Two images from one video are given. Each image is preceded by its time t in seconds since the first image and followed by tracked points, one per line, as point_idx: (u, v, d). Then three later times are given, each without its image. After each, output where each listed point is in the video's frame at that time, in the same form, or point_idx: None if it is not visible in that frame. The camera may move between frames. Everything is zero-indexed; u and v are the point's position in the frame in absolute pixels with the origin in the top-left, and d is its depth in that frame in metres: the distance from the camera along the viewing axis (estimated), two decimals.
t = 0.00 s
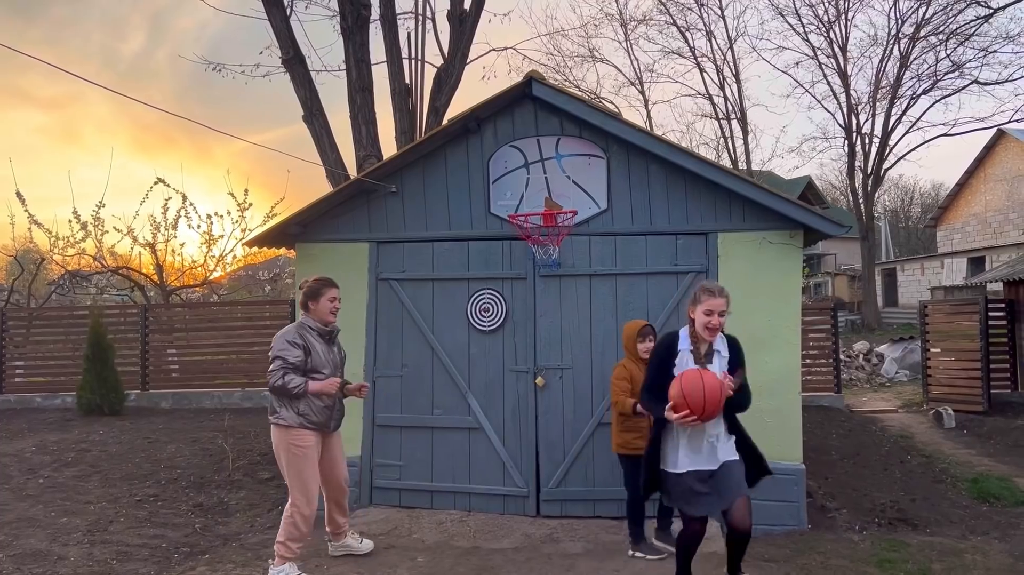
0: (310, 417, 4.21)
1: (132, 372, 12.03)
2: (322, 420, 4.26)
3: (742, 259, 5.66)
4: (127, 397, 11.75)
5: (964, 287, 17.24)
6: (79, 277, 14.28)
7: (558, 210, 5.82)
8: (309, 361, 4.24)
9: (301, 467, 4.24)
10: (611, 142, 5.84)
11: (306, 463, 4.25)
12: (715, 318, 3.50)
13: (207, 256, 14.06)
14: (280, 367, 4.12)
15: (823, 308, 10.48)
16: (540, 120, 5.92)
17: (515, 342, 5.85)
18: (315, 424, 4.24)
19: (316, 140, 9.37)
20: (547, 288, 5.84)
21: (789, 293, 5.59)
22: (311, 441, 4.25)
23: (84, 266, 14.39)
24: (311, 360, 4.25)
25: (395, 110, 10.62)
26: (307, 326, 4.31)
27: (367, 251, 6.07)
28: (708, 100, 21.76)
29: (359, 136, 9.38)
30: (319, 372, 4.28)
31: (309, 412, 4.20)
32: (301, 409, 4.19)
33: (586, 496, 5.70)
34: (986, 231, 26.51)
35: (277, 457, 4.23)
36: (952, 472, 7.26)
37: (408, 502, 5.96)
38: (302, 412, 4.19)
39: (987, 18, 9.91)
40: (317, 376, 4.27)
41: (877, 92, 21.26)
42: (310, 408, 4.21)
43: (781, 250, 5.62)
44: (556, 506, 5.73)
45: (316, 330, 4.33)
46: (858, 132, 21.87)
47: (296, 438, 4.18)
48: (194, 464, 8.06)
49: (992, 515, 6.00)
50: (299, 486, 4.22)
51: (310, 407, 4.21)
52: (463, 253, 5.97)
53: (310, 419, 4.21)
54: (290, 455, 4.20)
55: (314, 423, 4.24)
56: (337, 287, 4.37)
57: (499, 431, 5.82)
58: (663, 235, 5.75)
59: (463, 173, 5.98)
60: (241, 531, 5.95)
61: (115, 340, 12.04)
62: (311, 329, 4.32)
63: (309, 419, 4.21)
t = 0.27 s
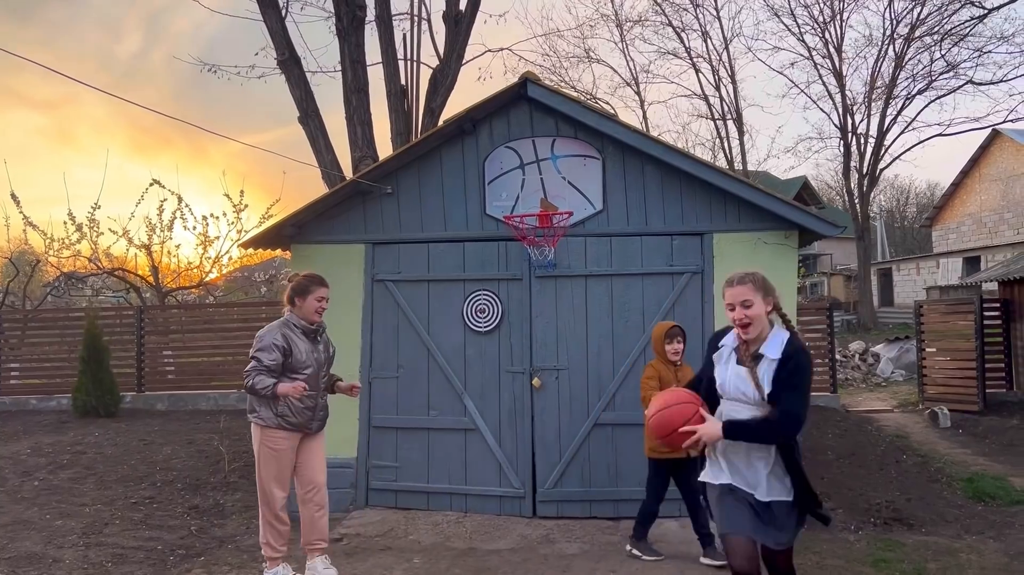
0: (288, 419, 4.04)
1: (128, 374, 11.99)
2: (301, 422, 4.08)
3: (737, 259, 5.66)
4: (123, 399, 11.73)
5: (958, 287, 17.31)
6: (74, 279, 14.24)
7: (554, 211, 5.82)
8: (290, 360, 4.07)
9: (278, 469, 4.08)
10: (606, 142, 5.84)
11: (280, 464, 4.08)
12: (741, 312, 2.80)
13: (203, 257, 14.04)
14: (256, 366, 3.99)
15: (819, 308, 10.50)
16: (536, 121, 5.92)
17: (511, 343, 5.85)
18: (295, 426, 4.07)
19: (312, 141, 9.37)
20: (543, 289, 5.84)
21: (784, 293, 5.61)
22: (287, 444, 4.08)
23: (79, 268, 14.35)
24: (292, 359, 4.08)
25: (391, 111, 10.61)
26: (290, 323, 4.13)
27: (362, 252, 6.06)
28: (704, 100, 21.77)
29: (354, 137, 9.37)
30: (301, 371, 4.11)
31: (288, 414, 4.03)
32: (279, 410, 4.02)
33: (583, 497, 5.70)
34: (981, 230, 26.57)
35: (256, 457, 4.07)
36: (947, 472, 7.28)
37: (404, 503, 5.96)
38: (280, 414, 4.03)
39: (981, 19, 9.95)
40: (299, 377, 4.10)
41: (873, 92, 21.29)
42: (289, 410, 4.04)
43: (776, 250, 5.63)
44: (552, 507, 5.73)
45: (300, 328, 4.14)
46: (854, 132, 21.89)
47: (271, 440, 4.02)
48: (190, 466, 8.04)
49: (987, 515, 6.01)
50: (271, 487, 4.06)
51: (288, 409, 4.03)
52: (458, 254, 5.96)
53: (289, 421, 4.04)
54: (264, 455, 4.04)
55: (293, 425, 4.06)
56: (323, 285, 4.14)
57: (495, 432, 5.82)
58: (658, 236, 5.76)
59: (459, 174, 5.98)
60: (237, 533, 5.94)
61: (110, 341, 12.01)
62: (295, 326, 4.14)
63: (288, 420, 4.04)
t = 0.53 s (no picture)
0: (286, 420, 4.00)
1: (122, 376, 11.95)
2: (298, 424, 4.02)
3: (732, 260, 5.67)
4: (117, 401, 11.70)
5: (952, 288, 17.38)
6: (69, 280, 14.20)
7: (549, 212, 5.82)
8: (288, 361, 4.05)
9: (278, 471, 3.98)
10: (601, 143, 5.85)
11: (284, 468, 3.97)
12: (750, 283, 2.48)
13: (198, 258, 14.00)
14: (251, 366, 3.94)
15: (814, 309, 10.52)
16: (531, 122, 5.92)
17: (506, 344, 5.84)
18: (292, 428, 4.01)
19: (307, 142, 9.35)
20: (538, 290, 5.84)
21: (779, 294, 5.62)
22: (289, 447, 4.00)
23: (73, 269, 14.31)
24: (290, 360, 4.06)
25: (386, 113, 10.60)
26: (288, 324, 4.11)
27: (357, 253, 6.05)
28: (700, 101, 21.79)
29: (350, 138, 9.36)
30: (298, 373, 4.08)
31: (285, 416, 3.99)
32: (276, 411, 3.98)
33: (578, 498, 5.70)
34: (975, 231, 26.67)
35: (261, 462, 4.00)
36: (943, 472, 7.29)
37: (399, 505, 5.94)
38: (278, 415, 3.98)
39: (975, 20, 9.99)
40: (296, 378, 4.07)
41: (867, 93, 21.34)
42: (287, 411, 3.99)
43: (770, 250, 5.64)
44: (548, 508, 5.73)
45: (298, 329, 4.12)
46: (848, 133, 21.93)
47: (269, 442, 3.95)
48: (185, 468, 8.02)
49: (982, 514, 6.03)
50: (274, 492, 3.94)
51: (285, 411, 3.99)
52: (453, 255, 5.96)
53: (287, 422, 3.99)
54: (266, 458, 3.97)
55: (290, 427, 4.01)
56: (321, 285, 4.12)
57: (491, 433, 5.81)
58: (654, 236, 5.76)
59: (454, 175, 5.97)
60: (232, 535, 5.93)
61: (105, 343, 11.97)
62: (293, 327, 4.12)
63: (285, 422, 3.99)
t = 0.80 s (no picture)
0: (260, 434, 3.82)
1: (117, 378, 11.91)
2: (274, 437, 3.86)
3: (727, 261, 5.68)
4: (111, 403, 11.66)
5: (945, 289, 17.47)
6: (62, 282, 14.15)
7: (545, 213, 5.82)
8: (258, 371, 3.90)
9: (250, 488, 3.81)
10: (596, 144, 5.85)
11: (257, 482, 3.81)
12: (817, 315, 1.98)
13: (192, 260, 13.97)
14: (223, 381, 3.79)
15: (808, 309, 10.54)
16: (526, 122, 5.92)
17: (502, 345, 5.84)
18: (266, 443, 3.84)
19: (302, 143, 9.33)
20: (534, 291, 5.83)
21: (774, 294, 5.63)
22: (262, 462, 3.84)
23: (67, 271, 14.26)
24: (260, 370, 3.91)
25: (381, 113, 10.59)
26: (256, 332, 3.98)
27: (352, 254, 6.04)
28: (694, 102, 21.79)
29: (345, 139, 9.34)
30: (271, 383, 3.94)
31: (259, 430, 3.81)
32: (248, 425, 3.80)
33: (574, 499, 5.70)
34: (969, 232, 26.78)
35: (229, 480, 3.81)
36: (938, 472, 7.31)
37: (395, 506, 5.93)
38: (253, 429, 3.81)
39: (968, 21, 10.03)
40: (269, 388, 3.94)
41: (861, 94, 21.39)
42: (262, 424, 3.82)
43: (766, 251, 5.66)
44: (544, 509, 5.73)
45: (267, 336, 4.00)
46: (843, 134, 21.97)
47: (243, 458, 3.77)
48: (179, 469, 7.99)
49: (977, 514, 6.05)
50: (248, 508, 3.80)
51: (260, 425, 3.82)
52: (449, 256, 5.95)
53: (262, 436, 3.82)
54: (238, 476, 3.78)
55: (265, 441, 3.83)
56: (284, 287, 4.06)
57: (486, 435, 5.81)
58: (649, 238, 5.77)
59: (449, 177, 5.97)
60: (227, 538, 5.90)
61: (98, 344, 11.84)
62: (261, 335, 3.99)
63: (261, 436, 3.82)
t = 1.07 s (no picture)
0: (227, 436, 3.68)
1: (111, 380, 11.89)
2: (241, 439, 3.73)
3: (722, 261, 5.68)
4: (106, 405, 11.63)
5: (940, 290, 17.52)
6: (57, 284, 14.12)
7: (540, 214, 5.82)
8: (226, 371, 3.77)
9: (213, 491, 3.67)
10: (591, 145, 5.85)
11: (222, 486, 3.68)
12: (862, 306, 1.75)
13: (188, 261, 13.95)
14: (188, 381, 3.64)
15: (804, 310, 10.55)
16: (521, 123, 5.92)
17: (497, 347, 5.84)
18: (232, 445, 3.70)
19: (297, 144, 9.32)
20: (529, 292, 5.83)
21: (768, 294, 5.64)
22: (228, 466, 3.71)
23: (62, 272, 14.23)
24: (228, 369, 3.78)
25: (376, 115, 10.59)
26: (222, 329, 3.84)
27: (348, 255, 6.04)
28: (689, 103, 21.82)
29: (340, 140, 9.33)
30: (238, 382, 3.82)
31: (225, 432, 3.68)
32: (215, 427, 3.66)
33: (570, 500, 5.70)
34: (963, 233, 26.91)
35: (190, 483, 3.67)
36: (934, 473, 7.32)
37: (390, 508, 5.92)
38: (219, 431, 3.67)
39: (962, 23, 10.07)
40: (237, 388, 3.81)
41: (856, 95, 21.45)
42: (229, 426, 3.69)
43: (760, 252, 5.66)
44: (539, 510, 5.73)
45: (234, 333, 3.87)
46: (838, 135, 22.02)
47: (210, 462, 3.64)
48: (174, 471, 7.98)
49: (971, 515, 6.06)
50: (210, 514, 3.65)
51: (227, 427, 3.68)
52: (444, 257, 5.95)
53: (229, 438, 3.69)
54: (201, 479, 3.65)
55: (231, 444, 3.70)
56: (251, 281, 3.96)
57: (482, 436, 5.81)
58: (644, 239, 5.77)
59: (444, 178, 5.96)
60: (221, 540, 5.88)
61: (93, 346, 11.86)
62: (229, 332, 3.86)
63: (226, 439, 3.68)
